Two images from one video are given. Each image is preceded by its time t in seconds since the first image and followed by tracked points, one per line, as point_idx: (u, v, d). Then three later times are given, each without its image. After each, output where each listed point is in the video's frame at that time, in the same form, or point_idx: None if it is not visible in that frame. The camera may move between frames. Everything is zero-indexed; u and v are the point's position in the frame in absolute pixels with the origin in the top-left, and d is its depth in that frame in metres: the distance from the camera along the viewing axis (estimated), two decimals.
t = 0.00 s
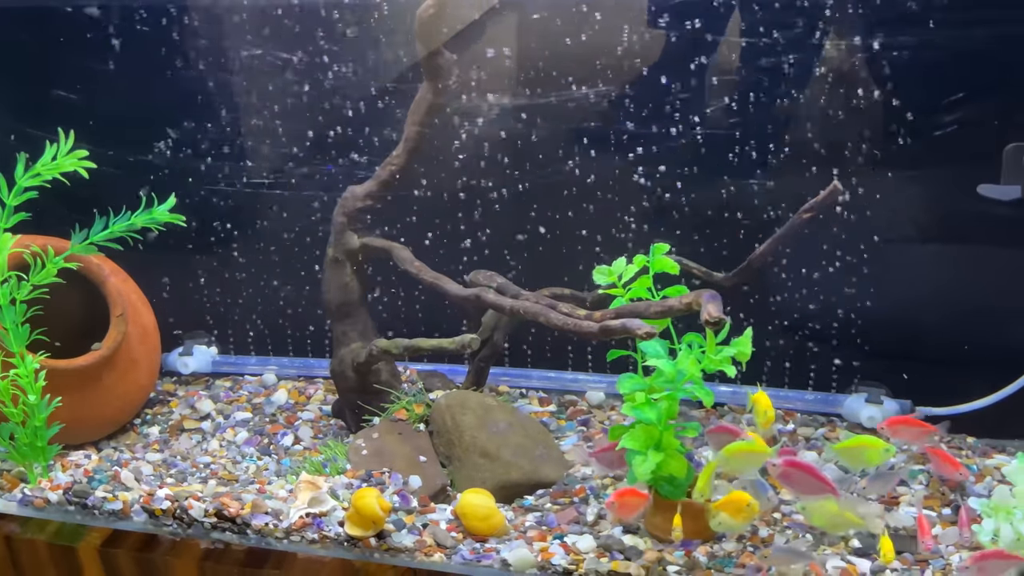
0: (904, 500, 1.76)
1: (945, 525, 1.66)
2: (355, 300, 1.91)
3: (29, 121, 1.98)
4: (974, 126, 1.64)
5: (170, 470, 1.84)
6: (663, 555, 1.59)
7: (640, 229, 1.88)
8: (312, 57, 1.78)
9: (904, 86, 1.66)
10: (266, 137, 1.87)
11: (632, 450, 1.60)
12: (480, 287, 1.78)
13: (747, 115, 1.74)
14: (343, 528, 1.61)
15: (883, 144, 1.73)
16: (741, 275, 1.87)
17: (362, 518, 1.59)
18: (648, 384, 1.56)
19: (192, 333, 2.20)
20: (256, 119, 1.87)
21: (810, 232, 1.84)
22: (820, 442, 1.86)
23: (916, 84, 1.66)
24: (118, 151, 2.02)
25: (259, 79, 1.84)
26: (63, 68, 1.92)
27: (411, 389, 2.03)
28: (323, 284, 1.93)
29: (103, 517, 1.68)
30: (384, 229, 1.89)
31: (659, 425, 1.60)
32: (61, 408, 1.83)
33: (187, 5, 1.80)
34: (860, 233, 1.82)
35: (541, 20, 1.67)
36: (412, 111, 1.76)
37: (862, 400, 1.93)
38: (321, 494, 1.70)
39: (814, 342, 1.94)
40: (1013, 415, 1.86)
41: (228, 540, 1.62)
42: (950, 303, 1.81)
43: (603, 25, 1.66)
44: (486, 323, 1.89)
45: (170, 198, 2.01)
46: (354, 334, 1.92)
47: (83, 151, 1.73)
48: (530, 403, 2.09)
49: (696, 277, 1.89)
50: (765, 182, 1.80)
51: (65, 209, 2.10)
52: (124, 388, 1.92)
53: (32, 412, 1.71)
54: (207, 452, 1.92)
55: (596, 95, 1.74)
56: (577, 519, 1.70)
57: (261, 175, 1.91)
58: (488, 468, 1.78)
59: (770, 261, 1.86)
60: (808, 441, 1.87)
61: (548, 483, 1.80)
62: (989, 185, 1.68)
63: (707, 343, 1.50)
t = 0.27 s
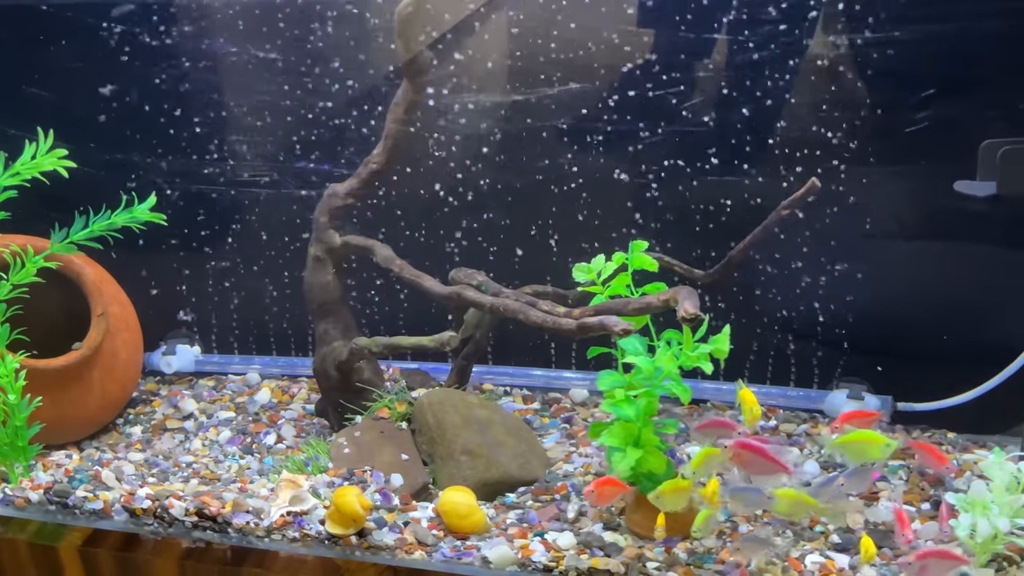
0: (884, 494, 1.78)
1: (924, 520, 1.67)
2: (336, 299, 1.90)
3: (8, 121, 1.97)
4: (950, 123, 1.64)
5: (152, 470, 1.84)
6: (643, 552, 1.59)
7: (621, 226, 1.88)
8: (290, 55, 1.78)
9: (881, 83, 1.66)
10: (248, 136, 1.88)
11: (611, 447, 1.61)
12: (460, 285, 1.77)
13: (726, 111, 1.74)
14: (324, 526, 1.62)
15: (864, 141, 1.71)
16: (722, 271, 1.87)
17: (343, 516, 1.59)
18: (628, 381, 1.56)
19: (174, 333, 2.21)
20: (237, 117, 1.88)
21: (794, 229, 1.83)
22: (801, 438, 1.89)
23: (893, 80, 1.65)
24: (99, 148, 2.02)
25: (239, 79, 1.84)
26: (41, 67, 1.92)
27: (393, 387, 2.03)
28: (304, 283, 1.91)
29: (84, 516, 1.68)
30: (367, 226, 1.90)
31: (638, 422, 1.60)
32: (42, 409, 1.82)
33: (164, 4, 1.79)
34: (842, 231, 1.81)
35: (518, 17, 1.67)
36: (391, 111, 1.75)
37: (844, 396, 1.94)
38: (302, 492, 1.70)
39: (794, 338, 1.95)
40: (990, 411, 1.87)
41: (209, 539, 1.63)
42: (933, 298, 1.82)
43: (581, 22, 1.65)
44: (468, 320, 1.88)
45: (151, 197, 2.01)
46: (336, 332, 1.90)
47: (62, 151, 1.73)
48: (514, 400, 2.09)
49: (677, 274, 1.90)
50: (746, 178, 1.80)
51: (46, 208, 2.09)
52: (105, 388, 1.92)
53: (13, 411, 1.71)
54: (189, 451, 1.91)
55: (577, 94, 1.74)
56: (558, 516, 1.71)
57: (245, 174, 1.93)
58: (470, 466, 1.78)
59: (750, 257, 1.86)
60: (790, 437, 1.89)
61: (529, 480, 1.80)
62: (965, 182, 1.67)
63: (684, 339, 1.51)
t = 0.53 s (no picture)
0: (862, 489, 1.79)
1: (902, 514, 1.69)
2: (318, 298, 1.91)
3: None
4: (923, 121, 1.64)
5: (134, 469, 1.84)
6: (622, 548, 1.60)
7: (601, 224, 1.89)
8: (271, 55, 1.78)
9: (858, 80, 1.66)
10: (230, 135, 1.88)
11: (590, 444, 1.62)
12: (441, 283, 1.78)
13: (704, 110, 1.75)
14: (306, 524, 1.62)
15: (842, 139, 1.71)
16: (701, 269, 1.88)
17: (324, 514, 1.59)
18: (606, 377, 1.58)
19: (159, 333, 2.21)
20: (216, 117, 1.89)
21: (773, 228, 1.84)
22: (782, 434, 1.91)
23: (869, 78, 1.65)
24: (79, 148, 2.02)
25: (221, 79, 1.85)
26: (21, 67, 1.91)
27: (376, 386, 2.04)
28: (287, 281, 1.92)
29: (66, 515, 1.68)
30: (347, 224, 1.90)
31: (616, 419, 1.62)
32: (24, 409, 1.81)
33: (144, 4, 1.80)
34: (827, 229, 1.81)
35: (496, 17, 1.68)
36: (371, 110, 1.77)
37: (824, 392, 1.97)
38: (283, 490, 1.71)
39: (775, 336, 1.95)
40: (970, 406, 1.89)
41: (192, 537, 1.63)
42: (914, 297, 1.83)
43: (559, 21, 1.66)
44: (450, 319, 1.90)
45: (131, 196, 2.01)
46: (318, 331, 1.91)
47: (42, 150, 1.73)
48: (498, 398, 2.10)
49: (656, 272, 1.91)
50: (725, 176, 1.81)
51: (26, 208, 2.09)
52: (87, 387, 1.92)
53: None
54: (172, 450, 1.92)
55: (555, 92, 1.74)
56: (539, 512, 1.72)
57: (225, 173, 1.92)
58: (451, 463, 1.79)
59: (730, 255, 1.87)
60: (771, 434, 1.91)
61: (510, 477, 1.81)
62: (938, 181, 1.68)
63: (659, 335, 1.53)
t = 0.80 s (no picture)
0: (843, 485, 1.80)
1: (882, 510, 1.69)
2: (300, 297, 1.89)
3: None
4: (900, 118, 1.66)
5: (116, 468, 1.83)
6: (603, 544, 1.61)
7: (583, 221, 1.89)
8: (254, 54, 1.79)
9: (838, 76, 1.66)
10: (214, 134, 1.90)
11: (570, 441, 1.62)
12: (423, 281, 1.78)
13: (686, 107, 1.76)
14: (287, 522, 1.62)
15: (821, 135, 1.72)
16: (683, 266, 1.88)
17: (306, 512, 1.59)
18: (586, 374, 1.57)
19: (141, 332, 2.22)
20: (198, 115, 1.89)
21: (753, 225, 1.85)
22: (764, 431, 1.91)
23: (848, 75, 1.66)
24: (59, 147, 2.01)
25: (205, 78, 1.86)
26: None
27: (358, 384, 2.04)
28: (269, 281, 1.91)
29: (47, 515, 1.67)
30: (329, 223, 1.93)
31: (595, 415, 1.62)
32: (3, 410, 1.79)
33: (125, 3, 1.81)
34: (809, 227, 1.83)
35: (476, 15, 1.68)
36: (352, 108, 1.75)
37: (805, 389, 1.96)
38: (265, 489, 1.71)
39: (756, 332, 1.96)
40: (952, 402, 1.92)
41: (173, 536, 1.62)
42: (901, 295, 1.83)
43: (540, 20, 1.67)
44: (433, 317, 1.89)
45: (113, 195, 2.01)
46: (302, 329, 1.90)
47: (22, 148, 1.72)
48: (481, 397, 2.09)
49: (638, 269, 1.91)
50: (706, 173, 1.81)
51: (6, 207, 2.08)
52: (69, 388, 1.91)
53: None
54: (155, 449, 1.91)
55: (536, 91, 1.75)
56: (520, 509, 1.73)
57: (211, 172, 1.94)
58: (434, 460, 1.79)
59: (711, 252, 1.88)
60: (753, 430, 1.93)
61: (492, 475, 1.81)
62: (917, 176, 1.68)
63: (638, 331, 1.53)
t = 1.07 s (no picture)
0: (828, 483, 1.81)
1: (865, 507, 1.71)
2: (287, 297, 1.90)
3: None
4: (882, 119, 1.67)
5: (104, 469, 1.83)
6: (588, 542, 1.62)
7: (569, 221, 1.90)
8: (241, 56, 1.80)
9: (820, 77, 1.68)
10: (200, 136, 1.90)
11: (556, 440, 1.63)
12: (408, 281, 1.79)
13: (672, 109, 1.77)
14: (275, 521, 1.63)
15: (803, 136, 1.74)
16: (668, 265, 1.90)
17: (292, 512, 1.60)
18: (572, 374, 1.58)
19: (129, 332, 2.23)
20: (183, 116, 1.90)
21: (737, 224, 1.86)
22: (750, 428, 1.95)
23: (831, 75, 1.68)
24: (45, 148, 2.02)
25: (192, 80, 1.86)
26: None
27: (346, 384, 2.04)
28: (256, 281, 1.91)
29: (35, 516, 1.68)
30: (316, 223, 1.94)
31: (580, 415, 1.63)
32: None
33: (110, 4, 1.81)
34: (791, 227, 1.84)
35: (461, 14, 1.68)
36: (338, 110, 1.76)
37: (791, 387, 1.98)
38: (252, 489, 1.71)
39: (740, 330, 1.98)
40: (935, 398, 1.93)
41: (160, 536, 1.63)
42: (887, 293, 1.84)
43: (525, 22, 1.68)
44: (420, 317, 1.90)
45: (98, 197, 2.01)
46: (288, 330, 1.91)
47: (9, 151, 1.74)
48: (469, 396, 2.10)
49: (624, 269, 1.92)
50: (691, 173, 1.82)
51: None
52: (56, 389, 1.91)
53: None
54: (142, 450, 1.91)
55: (522, 92, 1.75)
56: (507, 508, 1.73)
57: (197, 173, 1.94)
58: (420, 460, 1.80)
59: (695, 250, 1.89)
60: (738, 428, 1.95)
61: (479, 474, 1.82)
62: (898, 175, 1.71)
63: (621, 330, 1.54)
